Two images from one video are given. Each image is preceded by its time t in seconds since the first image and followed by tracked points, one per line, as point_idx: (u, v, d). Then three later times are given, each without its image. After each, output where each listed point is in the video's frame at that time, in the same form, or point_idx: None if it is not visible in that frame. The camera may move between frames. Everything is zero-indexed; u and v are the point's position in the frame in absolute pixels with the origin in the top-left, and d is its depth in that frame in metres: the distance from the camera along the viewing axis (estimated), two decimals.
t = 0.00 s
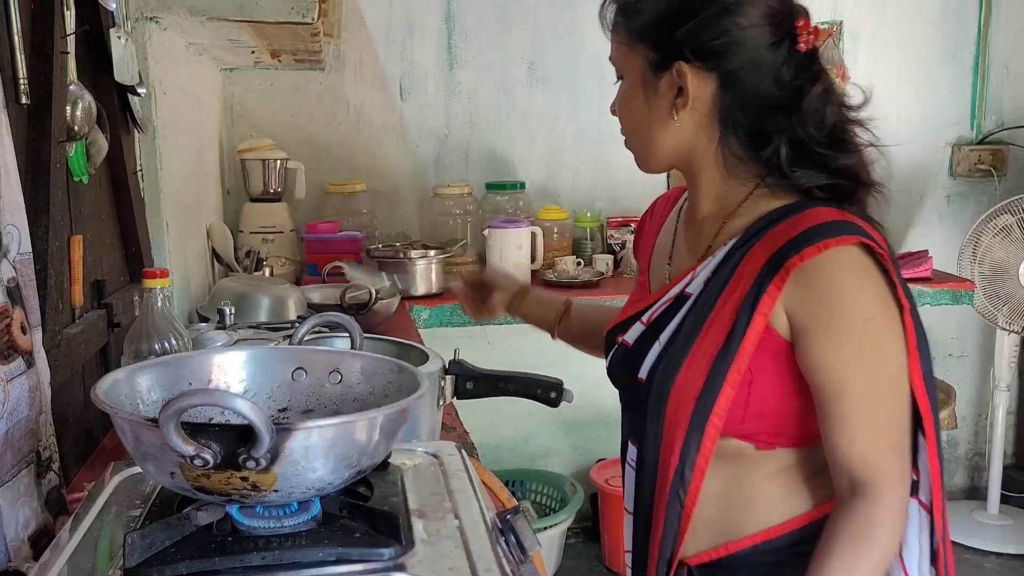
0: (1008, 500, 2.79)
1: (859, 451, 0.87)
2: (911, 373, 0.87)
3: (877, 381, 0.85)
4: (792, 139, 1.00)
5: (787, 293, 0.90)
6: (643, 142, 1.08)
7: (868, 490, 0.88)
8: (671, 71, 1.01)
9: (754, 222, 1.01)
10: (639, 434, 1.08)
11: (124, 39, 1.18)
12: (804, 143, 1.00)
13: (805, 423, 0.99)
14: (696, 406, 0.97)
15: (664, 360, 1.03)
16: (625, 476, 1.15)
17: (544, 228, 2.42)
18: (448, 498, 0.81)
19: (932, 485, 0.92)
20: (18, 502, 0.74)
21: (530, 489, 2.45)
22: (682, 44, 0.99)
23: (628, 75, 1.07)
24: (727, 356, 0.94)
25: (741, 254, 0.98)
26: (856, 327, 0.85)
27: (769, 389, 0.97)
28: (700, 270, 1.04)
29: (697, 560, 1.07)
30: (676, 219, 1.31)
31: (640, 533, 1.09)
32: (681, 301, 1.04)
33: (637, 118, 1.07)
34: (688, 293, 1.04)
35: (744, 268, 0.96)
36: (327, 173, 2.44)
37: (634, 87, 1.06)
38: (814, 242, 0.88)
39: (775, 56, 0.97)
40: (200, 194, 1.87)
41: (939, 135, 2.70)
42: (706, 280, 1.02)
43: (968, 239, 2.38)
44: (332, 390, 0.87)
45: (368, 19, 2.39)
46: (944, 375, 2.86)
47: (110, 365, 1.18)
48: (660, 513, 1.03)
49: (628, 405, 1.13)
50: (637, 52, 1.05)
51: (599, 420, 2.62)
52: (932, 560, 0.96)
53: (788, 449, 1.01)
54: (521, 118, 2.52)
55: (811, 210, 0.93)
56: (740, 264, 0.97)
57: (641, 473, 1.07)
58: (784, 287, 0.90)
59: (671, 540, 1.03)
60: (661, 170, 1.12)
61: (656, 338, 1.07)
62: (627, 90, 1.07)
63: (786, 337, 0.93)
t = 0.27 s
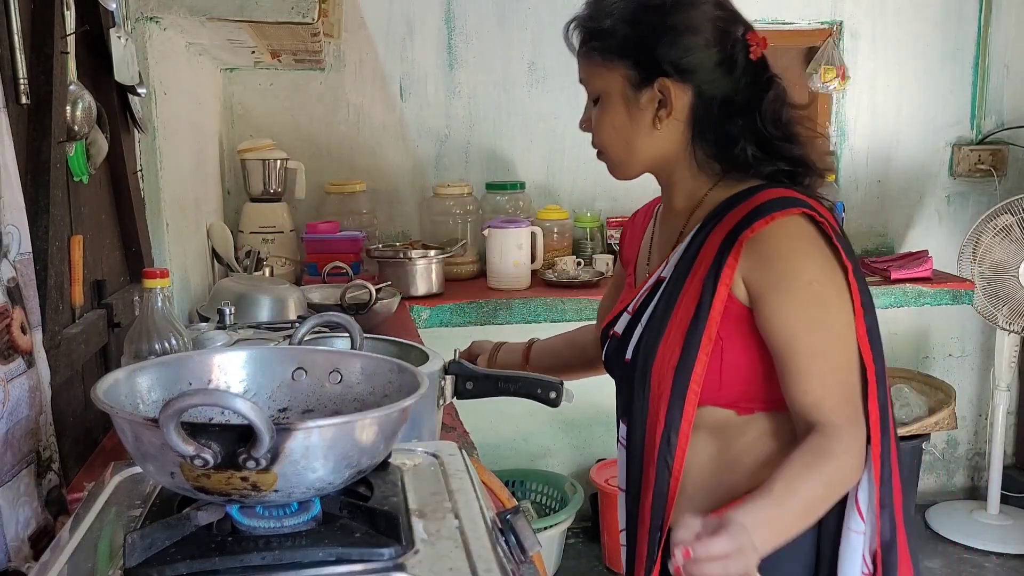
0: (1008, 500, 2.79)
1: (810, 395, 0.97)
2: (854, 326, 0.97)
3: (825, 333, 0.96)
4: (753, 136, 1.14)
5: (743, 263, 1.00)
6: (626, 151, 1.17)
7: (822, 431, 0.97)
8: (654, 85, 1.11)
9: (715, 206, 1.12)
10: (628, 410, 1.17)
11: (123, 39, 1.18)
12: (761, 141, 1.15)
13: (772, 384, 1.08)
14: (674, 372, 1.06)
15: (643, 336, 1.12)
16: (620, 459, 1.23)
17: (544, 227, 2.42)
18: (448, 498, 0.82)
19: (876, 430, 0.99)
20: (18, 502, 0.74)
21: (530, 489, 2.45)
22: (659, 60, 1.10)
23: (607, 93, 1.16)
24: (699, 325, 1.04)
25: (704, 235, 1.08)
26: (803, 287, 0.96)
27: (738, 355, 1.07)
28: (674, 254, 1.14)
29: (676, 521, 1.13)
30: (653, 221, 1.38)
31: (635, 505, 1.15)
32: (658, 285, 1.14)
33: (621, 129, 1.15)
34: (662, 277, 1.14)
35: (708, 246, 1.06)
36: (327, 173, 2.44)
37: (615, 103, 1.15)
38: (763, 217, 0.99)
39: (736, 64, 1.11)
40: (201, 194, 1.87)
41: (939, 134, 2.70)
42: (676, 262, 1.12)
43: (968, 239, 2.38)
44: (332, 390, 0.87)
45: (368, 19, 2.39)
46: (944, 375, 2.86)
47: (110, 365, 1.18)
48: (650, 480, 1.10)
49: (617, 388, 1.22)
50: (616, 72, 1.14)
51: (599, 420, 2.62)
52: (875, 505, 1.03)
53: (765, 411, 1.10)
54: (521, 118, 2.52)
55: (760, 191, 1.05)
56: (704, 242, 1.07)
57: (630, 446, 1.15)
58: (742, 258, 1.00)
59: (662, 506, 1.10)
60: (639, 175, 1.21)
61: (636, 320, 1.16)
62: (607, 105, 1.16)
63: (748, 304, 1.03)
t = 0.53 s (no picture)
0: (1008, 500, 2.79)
1: (804, 366, 0.98)
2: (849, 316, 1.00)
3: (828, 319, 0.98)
4: (744, 133, 1.18)
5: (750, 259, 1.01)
6: (641, 155, 1.16)
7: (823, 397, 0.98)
8: (677, 88, 1.12)
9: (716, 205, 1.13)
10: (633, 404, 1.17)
11: (124, 39, 1.18)
12: (750, 137, 1.19)
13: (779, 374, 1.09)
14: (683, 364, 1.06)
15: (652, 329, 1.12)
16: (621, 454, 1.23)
17: (544, 227, 2.42)
18: (447, 498, 0.82)
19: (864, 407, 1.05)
20: (18, 502, 0.74)
21: (530, 489, 2.45)
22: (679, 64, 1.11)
23: (620, 100, 1.13)
24: (708, 318, 1.04)
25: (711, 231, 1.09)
26: (807, 276, 0.98)
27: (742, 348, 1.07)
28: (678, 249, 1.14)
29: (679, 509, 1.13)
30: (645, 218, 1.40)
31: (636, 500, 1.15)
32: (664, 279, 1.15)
33: (640, 134, 1.14)
34: (665, 274, 1.14)
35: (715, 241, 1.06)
36: (327, 173, 2.44)
37: (631, 108, 1.13)
38: (770, 214, 1.01)
39: (727, 65, 1.15)
40: (201, 194, 1.87)
41: (939, 134, 2.70)
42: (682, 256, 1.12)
43: (968, 239, 2.38)
44: (333, 389, 0.87)
45: (369, 19, 2.39)
46: (944, 375, 2.86)
47: (110, 365, 1.18)
48: (654, 471, 1.10)
49: (620, 384, 1.23)
50: (633, 78, 1.12)
51: (599, 420, 2.62)
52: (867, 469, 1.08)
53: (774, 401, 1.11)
54: (521, 118, 2.52)
55: (763, 189, 1.07)
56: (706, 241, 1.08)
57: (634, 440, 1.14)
58: (750, 252, 1.01)
59: (665, 494, 1.10)
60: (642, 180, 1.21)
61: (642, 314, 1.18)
62: (622, 113, 1.13)
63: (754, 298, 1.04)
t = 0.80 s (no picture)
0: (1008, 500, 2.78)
1: (755, 308, 0.92)
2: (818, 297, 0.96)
3: (796, 287, 0.94)
4: (759, 125, 1.19)
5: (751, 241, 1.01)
6: (680, 158, 1.11)
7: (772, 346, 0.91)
8: (709, 88, 1.10)
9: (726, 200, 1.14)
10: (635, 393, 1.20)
11: (124, 39, 1.17)
12: (762, 128, 1.20)
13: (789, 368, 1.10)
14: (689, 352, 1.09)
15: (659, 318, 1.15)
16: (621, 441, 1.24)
17: (544, 227, 2.42)
18: (448, 498, 0.82)
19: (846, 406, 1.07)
20: (18, 502, 0.74)
21: (530, 489, 2.45)
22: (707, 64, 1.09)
23: (655, 106, 1.07)
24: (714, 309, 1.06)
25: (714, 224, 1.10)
26: (785, 244, 0.96)
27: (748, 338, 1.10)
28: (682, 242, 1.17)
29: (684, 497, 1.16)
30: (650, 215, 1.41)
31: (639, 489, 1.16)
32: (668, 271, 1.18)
33: (678, 138, 1.10)
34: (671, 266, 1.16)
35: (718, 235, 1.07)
36: (326, 173, 2.44)
37: (666, 113, 1.08)
38: (770, 207, 1.01)
39: (739, 65, 1.15)
40: (201, 194, 1.87)
41: (939, 134, 2.70)
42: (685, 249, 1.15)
43: (968, 239, 2.38)
44: (334, 389, 0.87)
45: (369, 19, 2.39)
46: (944, 375, 2.86)
47: (110, 365, 1.18)
48: (661, 458, 1.12)
49: (618, 375, 1.25)
50: (667, 83, 1.07)
51: (599, 420, 2.62)
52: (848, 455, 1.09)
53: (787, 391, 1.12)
54: (521, 118, 2.52)
55: (768, 187, 1.08)
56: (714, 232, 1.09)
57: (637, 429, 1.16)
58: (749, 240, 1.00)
59: (672, 482, 1.12)
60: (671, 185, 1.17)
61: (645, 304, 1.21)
62: (659, 119, 1.08)
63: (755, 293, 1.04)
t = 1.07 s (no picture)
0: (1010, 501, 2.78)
1: (781, 320, 0.91)
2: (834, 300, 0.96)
3: (818, 293, 0.93)
4: (767, 125, 1.19)
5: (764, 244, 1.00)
6: (686, 152, 1.12)
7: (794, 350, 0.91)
8: (718, 84, 1.11)
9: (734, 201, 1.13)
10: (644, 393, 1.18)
11: (122, 38, 1.17)
12: (772, 127, 1.20)
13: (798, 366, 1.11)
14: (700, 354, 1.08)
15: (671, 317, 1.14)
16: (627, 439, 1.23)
17: (544, 227, 2.41)
18: (448, 499, 0.81)
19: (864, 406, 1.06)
20: (16, 503, 0.73)
21: (530, 490, 2.44)
22: (716, 60, 1.10)
23: (664, 99, 1.08)
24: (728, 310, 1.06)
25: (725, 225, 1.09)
26: (801, 248, 0.95)
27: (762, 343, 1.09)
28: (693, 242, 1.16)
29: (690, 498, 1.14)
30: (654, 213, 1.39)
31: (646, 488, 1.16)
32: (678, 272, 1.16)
33: (685, 131, 1.10)
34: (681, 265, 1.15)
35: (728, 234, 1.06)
36: (326, 172, 2.44)
37: (674, 107, 1.08)
38: (784, 207, 1.00)
39: (750, 67, 1.16)
40: (200, 194, 1.87)
41: (940, 134, 2.69)
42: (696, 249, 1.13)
43: (969, 239, 2.37)
44: (332, 390, 0.87)
45: (368, 19, 2.38)
46: (945, 375, 2.85)
47: (109, 365, 1.18)
48: (669, 458, 1.11)
49: (627, 374, 1.24)
50: (677, 77, 1.07)
51: (599, 420, 2.61)
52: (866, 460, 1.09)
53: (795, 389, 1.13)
54: (521, 117, 2.52)
55: (779, 187, 1.07)
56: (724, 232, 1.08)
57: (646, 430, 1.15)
58: (762, 242, 0.99)
59: (679, 480, 1.11)
60: (675, 180, 1.17)
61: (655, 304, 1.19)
62: (667, 113, 1.08)
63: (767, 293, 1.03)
